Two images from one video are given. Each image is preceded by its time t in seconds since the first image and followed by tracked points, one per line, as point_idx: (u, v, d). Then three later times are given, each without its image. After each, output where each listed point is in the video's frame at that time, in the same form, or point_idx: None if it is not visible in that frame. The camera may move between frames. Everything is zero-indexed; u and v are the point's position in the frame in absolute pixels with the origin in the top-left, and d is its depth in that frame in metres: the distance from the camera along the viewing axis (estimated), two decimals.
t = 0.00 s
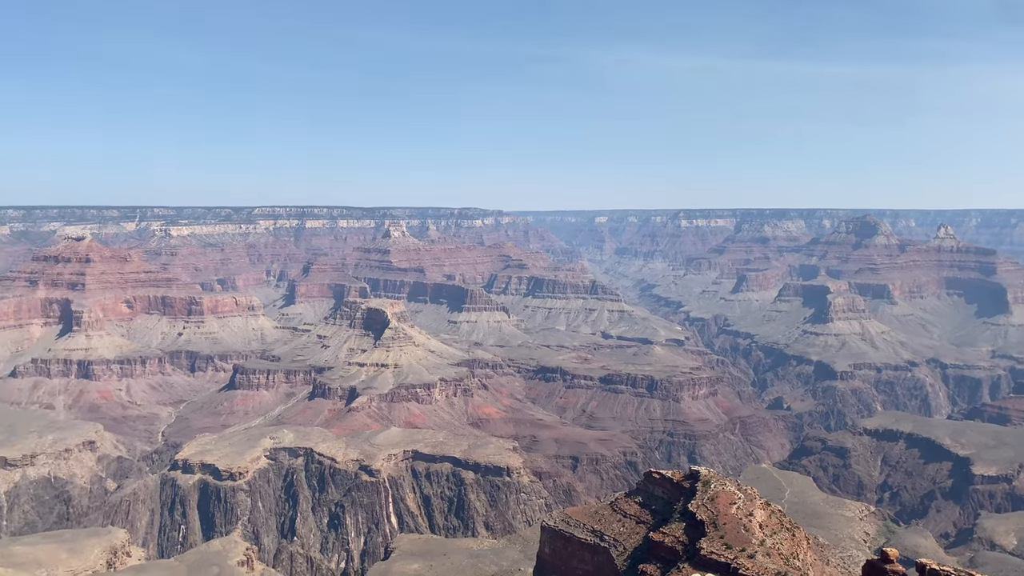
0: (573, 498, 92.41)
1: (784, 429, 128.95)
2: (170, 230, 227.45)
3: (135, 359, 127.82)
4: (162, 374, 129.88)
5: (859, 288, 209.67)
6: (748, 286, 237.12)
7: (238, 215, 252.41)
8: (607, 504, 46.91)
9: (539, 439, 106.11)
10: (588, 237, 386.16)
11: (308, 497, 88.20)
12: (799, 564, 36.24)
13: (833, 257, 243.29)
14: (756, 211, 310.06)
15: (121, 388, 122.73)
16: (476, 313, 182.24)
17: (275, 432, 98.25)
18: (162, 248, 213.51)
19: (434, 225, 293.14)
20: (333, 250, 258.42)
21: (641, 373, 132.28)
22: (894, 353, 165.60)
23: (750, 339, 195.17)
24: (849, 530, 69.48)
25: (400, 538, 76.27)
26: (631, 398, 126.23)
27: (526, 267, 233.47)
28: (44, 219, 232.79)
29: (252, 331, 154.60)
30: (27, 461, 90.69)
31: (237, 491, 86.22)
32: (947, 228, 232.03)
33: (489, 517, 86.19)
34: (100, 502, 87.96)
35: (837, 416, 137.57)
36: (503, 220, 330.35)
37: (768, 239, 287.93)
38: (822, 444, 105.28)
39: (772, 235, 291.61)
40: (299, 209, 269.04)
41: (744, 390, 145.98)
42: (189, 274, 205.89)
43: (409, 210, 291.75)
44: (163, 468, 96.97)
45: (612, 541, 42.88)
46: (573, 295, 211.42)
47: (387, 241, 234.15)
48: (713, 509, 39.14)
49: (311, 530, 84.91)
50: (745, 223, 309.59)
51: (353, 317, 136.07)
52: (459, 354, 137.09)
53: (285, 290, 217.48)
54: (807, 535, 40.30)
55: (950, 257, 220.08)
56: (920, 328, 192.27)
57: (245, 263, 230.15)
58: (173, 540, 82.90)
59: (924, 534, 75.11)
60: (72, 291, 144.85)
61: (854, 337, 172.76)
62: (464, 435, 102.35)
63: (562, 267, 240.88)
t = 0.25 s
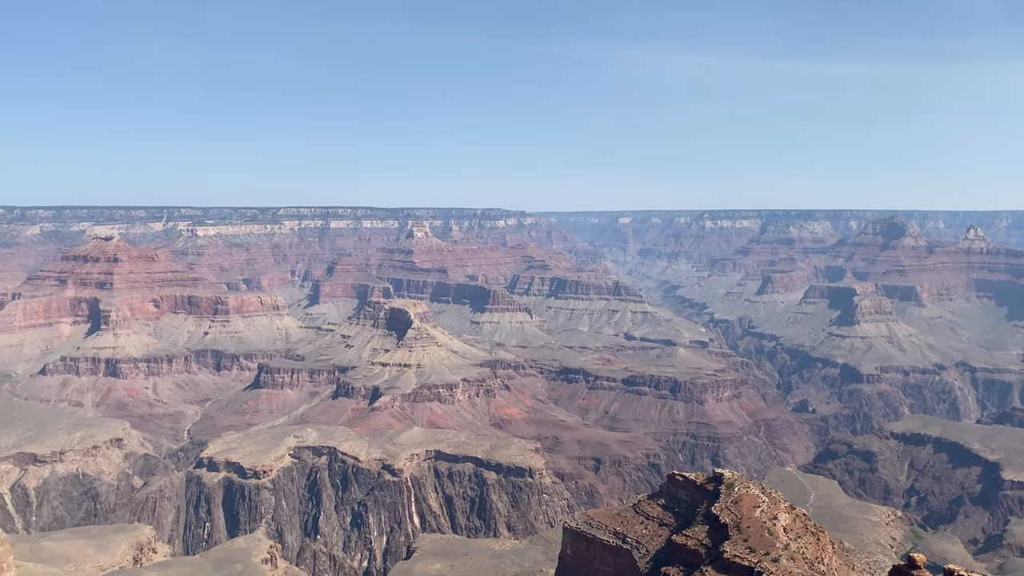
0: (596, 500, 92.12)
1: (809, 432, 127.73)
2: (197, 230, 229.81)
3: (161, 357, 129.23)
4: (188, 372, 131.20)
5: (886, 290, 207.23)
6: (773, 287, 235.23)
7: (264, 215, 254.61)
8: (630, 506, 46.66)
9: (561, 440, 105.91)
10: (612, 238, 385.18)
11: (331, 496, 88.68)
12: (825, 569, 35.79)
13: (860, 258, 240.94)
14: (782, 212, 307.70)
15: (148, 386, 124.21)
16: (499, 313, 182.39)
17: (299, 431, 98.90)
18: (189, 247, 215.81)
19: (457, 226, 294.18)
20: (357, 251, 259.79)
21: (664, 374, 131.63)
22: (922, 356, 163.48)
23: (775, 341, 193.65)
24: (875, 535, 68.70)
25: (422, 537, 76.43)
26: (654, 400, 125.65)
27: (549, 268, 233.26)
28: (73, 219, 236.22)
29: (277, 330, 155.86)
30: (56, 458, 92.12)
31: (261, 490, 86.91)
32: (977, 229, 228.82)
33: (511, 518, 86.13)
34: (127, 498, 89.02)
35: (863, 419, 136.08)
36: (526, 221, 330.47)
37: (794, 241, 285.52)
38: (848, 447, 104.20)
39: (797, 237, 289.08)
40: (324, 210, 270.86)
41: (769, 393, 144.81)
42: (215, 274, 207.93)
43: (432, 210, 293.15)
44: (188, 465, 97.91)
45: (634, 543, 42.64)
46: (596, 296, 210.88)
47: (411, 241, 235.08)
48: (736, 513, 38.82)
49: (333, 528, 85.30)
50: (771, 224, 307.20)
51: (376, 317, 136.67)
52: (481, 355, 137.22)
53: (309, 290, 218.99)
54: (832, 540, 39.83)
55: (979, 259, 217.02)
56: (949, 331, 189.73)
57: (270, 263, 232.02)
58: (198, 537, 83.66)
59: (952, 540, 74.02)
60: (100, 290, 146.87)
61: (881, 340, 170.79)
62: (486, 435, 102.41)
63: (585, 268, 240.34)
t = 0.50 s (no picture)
0: (619, 502, 91.77)
1: (836, 435, 126.33)
2: (224, 230, 232.05)
3: (189, 356, 130.62)
4: (215, 371, 132.49)
5: (915, 292, 204.53)
6: (799, 289, 232.97)
7: (289, 216, 256.78)
8: (654, 508, 46.40)
9: (584, 442, 105.61)
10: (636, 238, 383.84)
11: (355, 495, 89.09)
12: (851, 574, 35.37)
13: (889, 260, 238.01)
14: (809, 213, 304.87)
15: (175, 384, 125.61)
16: (522, 314, 182.34)
17: (324, 430, 99.53)
18: (216, 247, 217.99)
19: (481, 226, 294.91)
20: (382, 251, 260.93)
21: (689, 376, 130.82)
22: (951, 359, 161.07)
23: (801, 344, 191.86)
24: (903, 540, 67.80)
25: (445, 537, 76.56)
26: (678, 402, 124.94)
27: (573, 269, 232.79)
28: (103, 220, 239.51)
29: (302, 330, 156.99)
30: (86, 455, 93.48)
31: (286, 488, 87.56)
32: (1009, 231, 225.17)
33: (534, 519, 86.04)
34: (154, 495, 90.02)
35: (891, 423, 134.34)
36: (550, 221, 330.28)
37: (820, 242, 282.74)
38: (875, 451, 102.98)
39: (824, 238, 286.18)
40: (349, 210, 272.51)
41: (795, 396, 143.43)
42: (242, 274, 209.82)
43: (456, 211, 294.42)
44: (214, 463, 98.83)
45: (658, 546, 42.43)
46: (620, 297, 210.10)
47: (435, 242, 235.82)
48: (761, 516, 38.48)
49: (357, 527, 85.69)
50: (798, 225, 304.40)
51: (400, 317, 137.18)
52: (505, 356, 137.26)
53: (334, 290, 220.33)
54: (859, 544, 39.34)
55: (1011, 262, 213.62)
56: (979, 334, 186.83)
57: (296, 263, 233.75)
58: (223, 534, 84.37)
59: (981, 546, 72.82)
60: (129, 289, 148.85)
61: (910, 342, 168.51)
62: (509, 436, 102.40)
63: (609, 269, 239.54)
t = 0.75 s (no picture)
0: (643, 504, 91.32)
1: (863, 439, 124.79)
2: (251, 230, 234.24)
3: (216, 354, 131.96)
4: (242, 370, 133.78)
5: (946, 294, 201.46)
6: (827, 291, 230.45)
7: (315, 216, 258.82)
8: (679, 510, 46.11)
9: (609, 443, 105.26)
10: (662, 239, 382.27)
11: (380, 494, 89.48)
12: None
13: (918, 261, 234.62)
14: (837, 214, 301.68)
15: (203, 383, 126.96)
16: (546, 315, 182.14)
17: (349, 429, 100.11)
18: (243, 247, 220.05)
19: (505, 227, 295.29)
20: (407, 251, 261.86)
21: (714, 378, 129.85)
22: (983, 362, 158.44)
23: (829, 346, 189.83)
24: (932, 546, 66.78)
25: (469, 537, 76.64)
26: (704, 404, 124.09)
27: (597, 269, 232.05)
28: (133, 220, 242.80)
29: (328, 329, 158.01)
30: (115, 451, 94.76)
31: (311, 486, 88.18)
32: None
33: (557, 519, 85.84)
34: (182, 492, 91.03)
35: (920, 427, 132.42)
36: (574, 222, 329.73)
37: (849, 243, 279.50)
38: (904, 455, 101.58)
39: (853, 239, 282.86)
40: (374, 211, 273.95)
41: (822, 398, 141.87)
42: (269, 273, 211.57)
43: (480, 212, 295.41)
44: (241, 460, 99.75)
45: (682, 548, 42.15)
46: (645, 298, 209.05)
47: (460, 242, 236.34)
48: (787, 519, 38.10)
49: (382, 525, 86.05)
50: (826, 226, 301.20)
51: (425, 317, 137.63)
52: (529, 356, 137.17)
53: (360, 290, 221.50)
54: (887, 550, 38.80)
55: None
56: (1012, 337, 183.65)
57: (322, 263, 235.36)
58: (250, 531, 85.13)
59: (1013, 552, 71.50)
60: (158, 289, 150.76)
61: (940, 345, 166.00)
62: (533, 437, 102.31)
63: (634, 270, 238.54)
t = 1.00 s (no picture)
0: (669, 506, 90.77)
1: (893, 442, 123.09)
2: (279, 230, 236.39)
3: (244, 353, 133.30)
4: (269, 368, 135.02)
5: (979, 296, 198.15)
6: (856, 292, 227.68)
7: (342, 217, 260.73)
8: (704, 513, 45.77)
9: (634, 444, 104.84)
10: (688, 239, 380.48)
11: (405, 493, 89.77)
12: None
13: (950, 263, 230.99)
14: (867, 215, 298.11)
15: (231, 381, 128.32)
16: (572, 315, 181.80)
17: (374, 428, 100.63)
18: (271, 247, 222.13)
19: (530, 227, 295.33)
20: (432, 251, 262.69)
21: (741, 380, 128.78)
22: (1017, 365, 155.57)
23: (858, 348, 187.57)
24: (963, 552, 65.67)
25: (493, 537, 76.64)
26: (730, 406, 123.08)
27: (623, 270, 231.15)
28: (163, 220, 246.05)
29: (354, 328, 158.97)
30: (145, 448, 96.02)
31: (337, 484, 88.71)
32: None
33: (582, 520, 85.52)
34: (210, 489, 91.99)
35: (952, 431, 130.27)
36: (600, 222, 328.79)
37: (879, 244, 275.92)
38: (935, 460, 100.03)
39: (883, 240, 279.21)
40: (400, 211, 275.32)
41: (851, 401, 140.11)
42: (296, 273, 213.32)
43: (505, 213, 295.85)
44: (268, 458, 100.61)
45: (708, 551, 41.82)
46: (671, 299, 207.90)
47: (485, 242, 236.77)
48: (815, 523, 37.65)
49: (407, 524, 86.30)
50: (855, 226, 297.67)
51: (450, 317, 138.09)
52: (554, 357, 137.02)
53: (385, 289, 222.53)
54: (916, 555, 38.21)
55: None
56: None
57: (349, 263, 236.89)
58: (276, 529, 85.84)
59: None
60: (188, 288, 152.64)
61: (972, 348, 163.29)
62: (558, 438, 102.10)
63: (660, 270, 237.30)
